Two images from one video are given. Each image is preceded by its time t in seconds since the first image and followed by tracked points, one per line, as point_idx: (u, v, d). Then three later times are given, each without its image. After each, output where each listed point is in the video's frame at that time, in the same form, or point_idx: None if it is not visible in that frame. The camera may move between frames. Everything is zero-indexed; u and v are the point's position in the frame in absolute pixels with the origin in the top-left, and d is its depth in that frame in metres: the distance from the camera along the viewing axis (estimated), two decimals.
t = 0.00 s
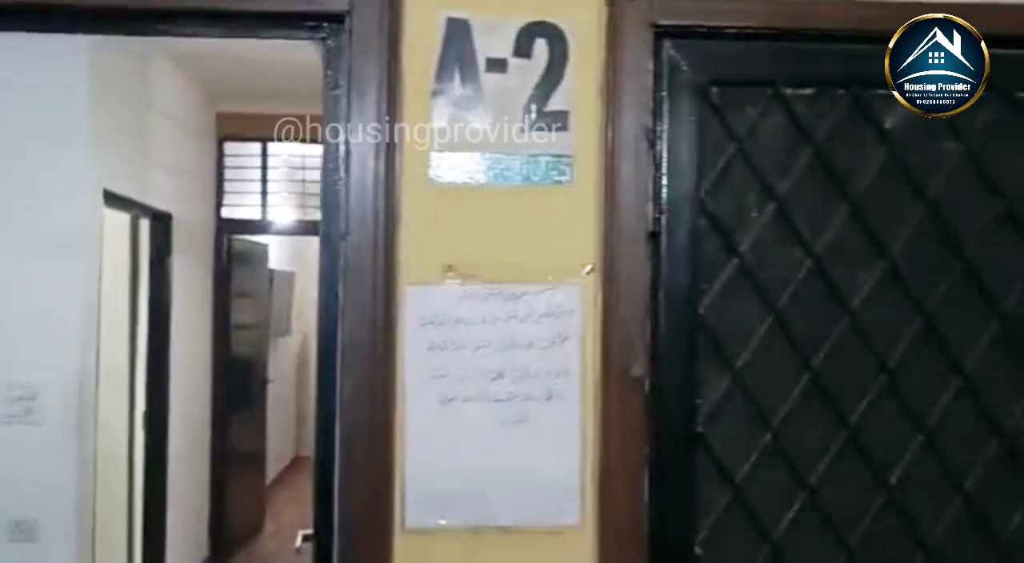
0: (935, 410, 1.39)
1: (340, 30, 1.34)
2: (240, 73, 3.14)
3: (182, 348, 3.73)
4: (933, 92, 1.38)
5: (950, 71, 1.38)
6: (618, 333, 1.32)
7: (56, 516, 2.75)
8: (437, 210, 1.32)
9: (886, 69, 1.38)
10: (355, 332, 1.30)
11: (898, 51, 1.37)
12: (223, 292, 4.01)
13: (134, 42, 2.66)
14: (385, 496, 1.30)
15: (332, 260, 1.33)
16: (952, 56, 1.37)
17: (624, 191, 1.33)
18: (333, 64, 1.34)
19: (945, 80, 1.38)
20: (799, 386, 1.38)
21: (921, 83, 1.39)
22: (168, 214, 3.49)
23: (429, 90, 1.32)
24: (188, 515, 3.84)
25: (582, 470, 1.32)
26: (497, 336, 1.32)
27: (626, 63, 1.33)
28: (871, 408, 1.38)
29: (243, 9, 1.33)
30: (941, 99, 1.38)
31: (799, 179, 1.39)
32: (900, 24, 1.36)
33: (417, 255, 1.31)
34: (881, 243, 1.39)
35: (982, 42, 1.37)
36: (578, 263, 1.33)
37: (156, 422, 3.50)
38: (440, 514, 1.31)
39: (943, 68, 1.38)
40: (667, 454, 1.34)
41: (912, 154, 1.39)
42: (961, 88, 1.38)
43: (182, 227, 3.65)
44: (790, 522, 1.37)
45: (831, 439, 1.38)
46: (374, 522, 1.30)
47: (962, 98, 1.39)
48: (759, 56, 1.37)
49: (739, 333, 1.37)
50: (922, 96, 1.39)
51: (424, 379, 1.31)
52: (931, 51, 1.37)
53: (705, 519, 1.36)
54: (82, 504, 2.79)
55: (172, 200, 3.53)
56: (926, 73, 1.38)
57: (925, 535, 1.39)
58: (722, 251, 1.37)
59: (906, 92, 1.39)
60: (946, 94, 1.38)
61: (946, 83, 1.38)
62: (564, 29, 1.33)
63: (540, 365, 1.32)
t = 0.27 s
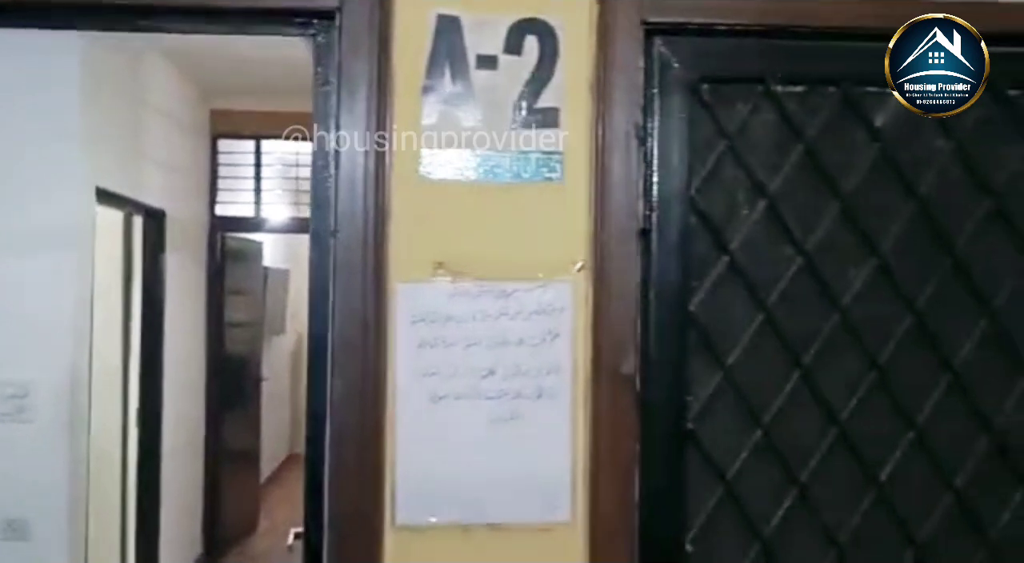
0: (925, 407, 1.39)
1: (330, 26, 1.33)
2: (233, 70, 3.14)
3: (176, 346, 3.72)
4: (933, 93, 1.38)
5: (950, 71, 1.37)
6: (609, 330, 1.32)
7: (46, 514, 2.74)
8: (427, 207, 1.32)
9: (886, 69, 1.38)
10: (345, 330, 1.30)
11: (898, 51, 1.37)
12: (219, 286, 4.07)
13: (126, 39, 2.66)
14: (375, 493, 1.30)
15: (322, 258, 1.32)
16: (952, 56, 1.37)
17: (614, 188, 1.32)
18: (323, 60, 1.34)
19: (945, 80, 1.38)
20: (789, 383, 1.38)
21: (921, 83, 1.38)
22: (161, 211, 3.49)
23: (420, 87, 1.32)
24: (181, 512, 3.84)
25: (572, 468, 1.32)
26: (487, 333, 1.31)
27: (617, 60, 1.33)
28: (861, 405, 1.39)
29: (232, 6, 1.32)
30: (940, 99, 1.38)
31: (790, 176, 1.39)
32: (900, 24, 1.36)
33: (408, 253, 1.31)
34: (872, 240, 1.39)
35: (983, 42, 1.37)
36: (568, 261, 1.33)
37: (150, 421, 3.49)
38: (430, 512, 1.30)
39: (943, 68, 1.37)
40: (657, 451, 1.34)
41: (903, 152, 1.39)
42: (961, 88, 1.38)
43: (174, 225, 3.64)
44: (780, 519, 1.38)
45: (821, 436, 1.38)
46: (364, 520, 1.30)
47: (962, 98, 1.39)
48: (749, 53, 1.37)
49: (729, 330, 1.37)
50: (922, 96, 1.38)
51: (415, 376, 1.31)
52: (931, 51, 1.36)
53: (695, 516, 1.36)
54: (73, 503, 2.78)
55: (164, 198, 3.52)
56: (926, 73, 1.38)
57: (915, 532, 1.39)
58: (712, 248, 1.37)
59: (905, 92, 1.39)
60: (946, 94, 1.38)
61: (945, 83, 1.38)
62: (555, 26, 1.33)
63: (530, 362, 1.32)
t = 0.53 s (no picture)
0: (916, 404, 1.39)
1: (321, 23, 1.33)
2: (226, 67, 3.14)
3: (170, 344, 3.72)
4: (934, 92, 1.39)
5: (950, 71, 1.38)
6: (600, 326, 1.32)
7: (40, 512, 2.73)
8: (418, 203, 1.31)
9: (886, 69, 1.39)
10: (336, 326, 1.30)
11: (898, 51, 1.38)
12: (212, 284, 4.04)
13: (119, 35, 2.65)
14: (367, 490, 1.30)
15: (313, 254, 1.32)
16: (952, 56, 1.37)
17: (606, 184, 1.32)
18: (314, 56, 1.33)
19: (945, 80, 1.38)
20: (781, 380, 1.38)
21: (921, 83, 1.39)
22: (155, 208, 3.48)
23: (411, 83, 1.32)
24: (175, 510, 3.83)
25: (564, 464, 1.32)
26: (479, 330, 1.31)
27: (608, 56, 1.33)
28: (853, 401, 1.39)
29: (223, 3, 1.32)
30: (941, 99, 1.39)
31: (781, 173, 1.38)
32: (899, 24, 1.37)
33: (399, 249, 1.31)
34: (863, 236, 1.39)
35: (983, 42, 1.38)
36: (560, 257, 1.33)
37: (144, 418, 3.49)
38: (421, 509, 1.30)
39: (943, 68, 1.38)
40: (649, 447, 1.34)
41: (894, 148, 1.40)
42: (961, 88, 1.39)
43: (168, 222, 3.63)
44: (772, 515, 1.38)
45: (813, 432, 1.38)
46: (355, 517, 1.29)
47: (962, 98, 1.39)
48: (741, 49, 1.37)
49: (721, 326, 1.37)
50: (922, 96, 1.39)
51: (406, 373, 1.31)
52: (931, 51, 1.37)
53: (687, 512, 1.36)
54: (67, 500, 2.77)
55: (158, 194, 3.51)
56: (926, 73, 1.38)
57: (906, 528, 1.39)
58: (704, 245, 1.37)
59: (905, 92, 1.39)
60: (946, 94, 1.39)
61: (946, 83, 1.38)
62: (546, 22, 1.33)
63: (521, 359, 1.32)
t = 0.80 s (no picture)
0: (908, 399, 1.40)
1: (313, 17, 1.33)
2: (221, 62, 3.13)
3: (164, 340, 3.71)
4: (933, 92, 1.39)
5: (950, 71, 1.39)
6: (592, 322, 1.32)
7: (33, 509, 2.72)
8: (410, 199, 1.31)
9: (886, 69, 1.39)
10: (328, 322, 1.30)
11: (898, 50, 1.38)
12: (207, 281, 4.05)
13: (112, 30, 2.64)
14: (359, 486, 1.30)
15: (305, 249, 1.32)
16: (952, 56, 1.38)
17: (598, 179, 1.32)
18: (306, 51, 1.33)
19: (945, 80, 1.39)
20: (773, 375, 1.38)
21: (921, 83, 1.39)
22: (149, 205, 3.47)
23: (403, 78, 1.31)
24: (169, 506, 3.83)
25: (556, 460, 1.32)
26: (471, 325, 1.31)
27: (600, 51, 1.33)
28: (845, 396, 1.39)
29: None
30: (940, 99, 1.39)
31: (774, 168, 1.38)
32: (899, 24, 1.37)
33: (391, 245, 1.31)
34: (856, 232, 1.39)
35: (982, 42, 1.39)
36: (552, 253, 1.32)
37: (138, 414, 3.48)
38: (413, 504, 1.30)
39: (943, 68, 1.38)
40: (641, 443, 1.34)
41: (886, 144, 1.40)
42: (961, 88, 1.39)
43: (162, 218, 3.62)
44: (764, 511, 1.38)
45: (805, 427, 1.38)
46: (347, 513, 1.29)
47: (962, 98, 1.40)
48: (733, 44, 1.37)
49: (713, 322, 1.37)
50: (922, 96, 1.39)
51: (398, 369, 1.30)
52: (931, 51, 1.38)
53: (679, 507, 1.36)
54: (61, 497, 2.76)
55: (152, 190, 3.50)
56: (926, 73, 1.39)
57: (897, 523, 1.39)
58: (696, 240, 1.37)
59: (905, 92, 1.39)
60: (946, 94, 1.39)
61: (945, 83, 1.39)
62: (538, 17, 1.33)
63: (513, 355, 1.32)
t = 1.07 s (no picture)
0: (902, 394, 1.40)
1: (305, 12, 1.32)
2: (215, 56, 3.12)
3: (159, 335, 3.70)
4: (933, 93, 1.39)
5: (950, 71, 1.39)
6: (586, 317, 1.32)
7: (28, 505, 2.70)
8: (403, 194, 1.31)
9: (886, 69, 1.39)
10: (321, 317, 1.29)
11: (898, 51, 1.38)
12: (201, 278, 4.03)
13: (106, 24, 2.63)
14: (352, 482, 1.29)
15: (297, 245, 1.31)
16: (952, 56, 1.38)
17: (591, 174, 1.32)
18: (298, 46, 1.32)
19: (945, 80, 1.39)
20: (767, 370, 1.38)
21: (921, 83, 1.39)
22: (144, 201, 3.46)
23: (395, 73, 1.31)
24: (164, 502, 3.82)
25: (549, 455, 1.32)
26: (464, 320, 1.31)
27: (594, 45, 1.32)
28: (839, 391, 1.39)
29: None
30: (940, 99, 1.39)
31: (768, 163, 1.38)
32: (899, 24, 1.38)
33: (384, 240, 1.30)
34: (849, 227, 1.39)
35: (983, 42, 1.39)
36: (545, 248, 1.32)
37: (134, 410, 3.47)
38: (406, 500, 1.30)
39: (943, 68, 1.38)
40: (634, 438, 1.34)
41: (880, 139, 1.40)
42: (961, 88, 1.39)
43: (156, 213, 3.61)
44: (757, 505, 1.38)
45: (798, 422, 1.38)
46: (341, 509, 1.29)
47: (962, 98, 1.40)
48: (727, 39, 1.37)
49: (706, 317, 1.37)
50: (922, 96, 1.39)
51: (391, 365, 1.30)
52: (931, 51, 1.38)
53: (672, 502, 1.36)
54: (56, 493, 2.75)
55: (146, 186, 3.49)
56: (926, 73, 1.39)
57: (891, 518, 1.39)
58: (689, 236, 1.37)
59: (905, 92, 1.39)
60: (946, 94, 1.39)
61: (945, 83, 1.39)
62: (532, 12, 1.32)
63: (507, 350, 1.31)
